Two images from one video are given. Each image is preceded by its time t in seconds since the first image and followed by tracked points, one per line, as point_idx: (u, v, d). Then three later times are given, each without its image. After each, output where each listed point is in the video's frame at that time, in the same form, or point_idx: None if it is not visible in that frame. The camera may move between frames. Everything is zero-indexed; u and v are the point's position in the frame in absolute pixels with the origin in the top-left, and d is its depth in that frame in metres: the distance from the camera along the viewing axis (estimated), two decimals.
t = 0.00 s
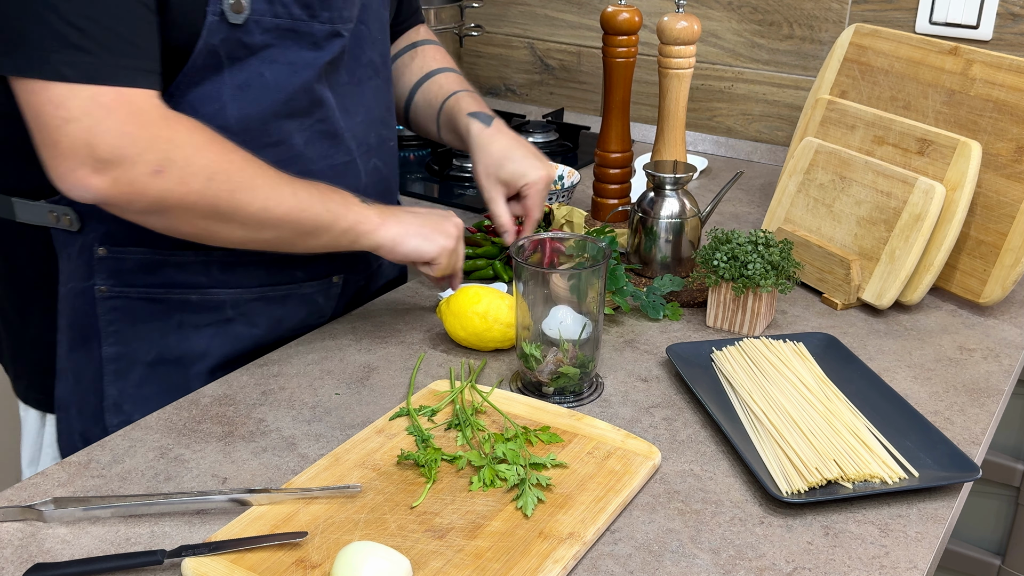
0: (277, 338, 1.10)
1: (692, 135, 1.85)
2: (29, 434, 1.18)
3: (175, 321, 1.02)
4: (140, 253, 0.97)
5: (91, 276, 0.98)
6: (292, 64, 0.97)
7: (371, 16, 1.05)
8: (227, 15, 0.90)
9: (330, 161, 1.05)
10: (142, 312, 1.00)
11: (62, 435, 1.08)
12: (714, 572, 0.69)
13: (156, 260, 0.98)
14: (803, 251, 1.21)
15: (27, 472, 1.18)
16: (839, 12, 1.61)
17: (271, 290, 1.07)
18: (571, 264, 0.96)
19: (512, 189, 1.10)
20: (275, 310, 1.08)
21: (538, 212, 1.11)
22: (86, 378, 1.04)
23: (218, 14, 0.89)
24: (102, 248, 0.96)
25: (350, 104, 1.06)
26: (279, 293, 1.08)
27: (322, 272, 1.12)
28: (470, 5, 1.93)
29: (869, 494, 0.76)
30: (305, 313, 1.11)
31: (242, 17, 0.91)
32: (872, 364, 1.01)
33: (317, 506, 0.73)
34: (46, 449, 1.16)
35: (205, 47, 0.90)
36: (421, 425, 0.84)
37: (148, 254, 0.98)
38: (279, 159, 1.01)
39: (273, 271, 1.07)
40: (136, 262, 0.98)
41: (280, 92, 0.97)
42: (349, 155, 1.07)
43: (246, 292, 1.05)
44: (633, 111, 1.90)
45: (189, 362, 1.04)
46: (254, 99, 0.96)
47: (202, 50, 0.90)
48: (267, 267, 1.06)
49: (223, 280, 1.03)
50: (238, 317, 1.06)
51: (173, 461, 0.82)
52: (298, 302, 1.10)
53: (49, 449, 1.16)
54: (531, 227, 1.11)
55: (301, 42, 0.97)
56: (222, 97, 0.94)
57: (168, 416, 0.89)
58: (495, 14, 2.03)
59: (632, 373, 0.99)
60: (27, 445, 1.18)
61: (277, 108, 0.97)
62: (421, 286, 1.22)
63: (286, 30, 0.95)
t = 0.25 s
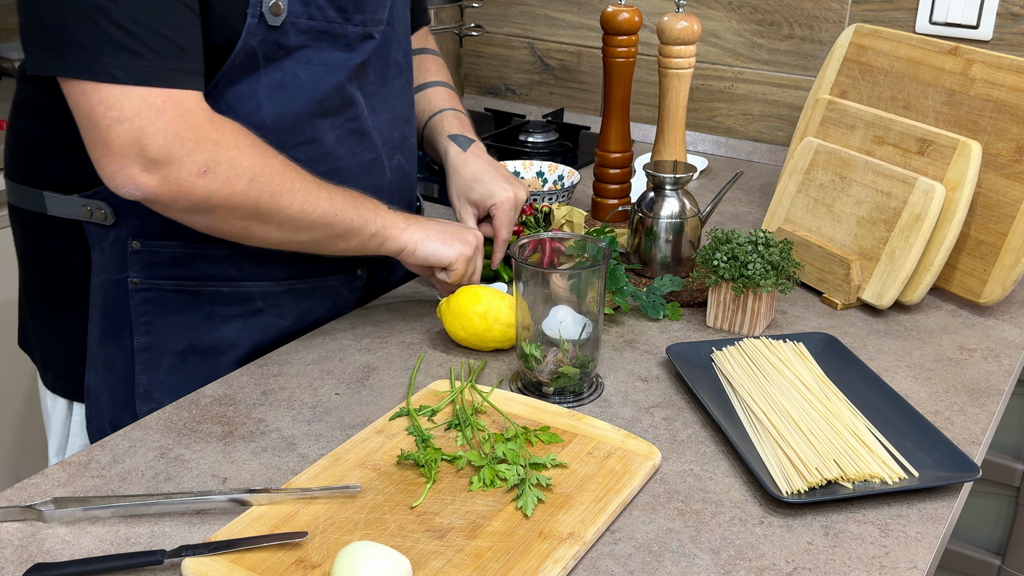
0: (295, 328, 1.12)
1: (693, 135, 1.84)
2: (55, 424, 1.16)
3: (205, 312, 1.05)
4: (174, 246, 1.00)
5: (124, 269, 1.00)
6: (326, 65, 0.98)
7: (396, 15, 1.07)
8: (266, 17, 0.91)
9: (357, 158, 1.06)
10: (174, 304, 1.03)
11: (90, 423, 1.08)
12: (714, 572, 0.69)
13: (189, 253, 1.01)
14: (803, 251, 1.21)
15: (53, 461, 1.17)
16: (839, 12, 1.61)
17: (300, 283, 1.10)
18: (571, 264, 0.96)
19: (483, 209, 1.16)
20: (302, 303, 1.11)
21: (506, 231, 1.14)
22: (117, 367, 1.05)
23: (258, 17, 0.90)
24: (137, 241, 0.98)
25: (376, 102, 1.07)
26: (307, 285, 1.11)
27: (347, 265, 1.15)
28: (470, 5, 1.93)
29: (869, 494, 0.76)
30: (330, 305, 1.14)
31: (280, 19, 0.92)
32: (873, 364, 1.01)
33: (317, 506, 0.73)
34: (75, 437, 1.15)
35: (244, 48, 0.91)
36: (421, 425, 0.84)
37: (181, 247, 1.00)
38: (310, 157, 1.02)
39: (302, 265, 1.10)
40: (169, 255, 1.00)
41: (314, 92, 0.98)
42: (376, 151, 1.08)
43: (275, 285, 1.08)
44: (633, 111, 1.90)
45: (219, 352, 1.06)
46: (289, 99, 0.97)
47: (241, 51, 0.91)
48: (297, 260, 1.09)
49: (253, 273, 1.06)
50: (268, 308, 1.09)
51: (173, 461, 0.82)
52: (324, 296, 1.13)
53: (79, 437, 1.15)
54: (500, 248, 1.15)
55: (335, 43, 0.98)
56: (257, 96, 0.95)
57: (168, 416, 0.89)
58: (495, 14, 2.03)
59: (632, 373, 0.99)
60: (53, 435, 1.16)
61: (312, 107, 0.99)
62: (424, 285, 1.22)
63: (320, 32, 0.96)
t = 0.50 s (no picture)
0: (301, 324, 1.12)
1: (693, 135, 1.84)
2: (66, 415, 1.18)
3: (213, 306, 1.05)
4: (183, 240, 1.00)
5: (134, 262, 1.00)
6: (334, 61, 0.98)
7: (407, 14, 1.07)
8: (275, 13, 0.91)
9: (365, 154, 1.07)
10: (183, 297, 1.03)
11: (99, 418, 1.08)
12: (714, 572, 0.69)
13: (197, 248, 1.01)
14: (803, 251, 1.21)
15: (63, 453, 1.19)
16: (838, 11, 1.61)
17: (307, 278, 1.10)
18: (571, 264, 0.96)
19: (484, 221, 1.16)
20: (309, 299, 1.11)
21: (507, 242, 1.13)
22: (126, 360, 1.05)
23: (266, 12, 0.90)
24: (147, 234, 0.99)
25: (385, 99, 1.07)
26: (314, 281, 1.11)
27: (356, 261, 1.15)
28: (470, 5, 1.93)
29: (869, 494, 0.76)
30: (338, 300, 1.14)
31: (289, 15, 0.92)
32: (873, 364, 1.01)
33: (317, 506, 0.73)
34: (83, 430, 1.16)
35: (253, 44, 0.92)
36: (421, 425, 0.84)
37: (190, 241, 1.01)
38: (319, 153, 1.02)
39: (310, 260, 1.10)
40: (178, 249, 1.01)
41: (323, 88, 0.98)
42: (384, 148, 1.08)
43: (283, 280, 1.08)
44: (633, 111, 1.90)
45: (227, 346, 1.07)
46: (298, 94, 0.97)
47: (250, 46, 0.91)
48: (305, 255, 1.09)
49: (260, 268, 1.06)
50: (275, 303, 1.09)
51: (173, 461, 0.82)
52: (331, 291, 1.13)
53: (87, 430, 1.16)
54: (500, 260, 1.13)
55: (343, 40, 0.98)
56: (266, 91, 0.95)
57: (168, 416, 0.89)
58: (495, 14, 2.03)
59: (632, 373, 0.99)
60: (64, 426, 1.18)
61: (320, 103, 0.99)
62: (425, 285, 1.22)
63: (329, 28, 0.96)
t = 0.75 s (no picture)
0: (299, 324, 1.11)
1: (692, 135, 1.85)
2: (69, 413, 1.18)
3: (215, 305, 1.05)
4: (183, 239, 1.00)
5: (135, 261, 1.00)
6: (330, 57, 0.98)
7: (412, 15, 1.09)
8: (266, 8, 0.91)
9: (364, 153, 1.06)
10: (183, 297, 1.03)
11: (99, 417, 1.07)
12: (714, 572, 0.69)
13: (197, 247, 1.01)
14: (803, 251, 1.21)
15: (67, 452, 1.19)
16: (839, 12, 1.61)
17: (307, 278, 1.10)
18: (571, 264, 0.96)
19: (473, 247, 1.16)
20: (310, 298, 1.11)
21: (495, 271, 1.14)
22: (127, 360, 1.05)
23: (258, 8, 0.91)
24: (147, 234, 0.99)
25: (385, 99, 1.08)
26: (315, 280, 1.10)
27: (356, 261, 1.14)
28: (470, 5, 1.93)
29: (869, 494, 0.76)
30: (338, 301, 1.14)
31: (281, 10, 0.92)
32: (873, 364, 1.01)
33: (317, 506, 0.73)
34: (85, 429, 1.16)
35: (247, 40, 0.91)
36: (421, 425, 0.84)
37: (190, 240, 1.01)
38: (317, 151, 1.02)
39: (310, 260, 1.09)
40: (178, 248, 1.01)
41: (319, 86, 0.98)
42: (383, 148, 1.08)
43: (283, 280, 1.08)
44: (633, 111, 1.90)
45: (227, 346, 1.07)
46: (295, 92, 0.97)
47: (243, 43, 0.91)
48: (305, 254, 1.09)
49: (260, 267, 1.06)
50: (275, 303, 1.08)
51: (173, 461, 0.82)
52: (332, 290, 1.13)
53: (89, 430, 1.15)
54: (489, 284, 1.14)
55: (338, 34, 0.97)
56: (263, 90, 0.95)
57: (168, 416, 0.89)
58: (495, 14, 2.03)
59: (632, 373, 0.99)
60: (67, 423, 1.18)
61: (317, 101, 0.99)
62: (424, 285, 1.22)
63: (324, 24, 0.96)
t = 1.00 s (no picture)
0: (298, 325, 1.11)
1: (692, 135, 1.85)
2: (61, 412, 1.18)
3: (204, 305, 1.05)
4: (171, 238, 1.00)
5: (124, 260, 1.01)
6: (319, 54, 0.98)
7: (404, 15, 1.09)
8: (254, 4, 0.92)
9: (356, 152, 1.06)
10: (172, 296, 1.03)
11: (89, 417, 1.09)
12: (714, 572, 0.69)
13: (186, 245, 1.01)
14: (803, 251, 1.21)
15: (62, 451, 1.19)
16: (838, 12, 1.61)
17: (297, 278, 1.08)
18: (571, 264, 0.96)
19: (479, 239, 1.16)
20: (300, 298, 1.10)
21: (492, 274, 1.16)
22: (116, 359, 1.05)
23: (245, 3, 0.91)
24: (135, 232, 0.99)
25: (376, 98, 1.08)
26: (304, 281, 1.09)
27: (347, 262, 1.12)
28: (470, 5, 1.93)
29: (869, 494, 0.76)
30: (328, 303, 1.12)
31: (268, 6, 0.92)
32: (873, 364, 1.01)
33: (317, 506, 0.73)
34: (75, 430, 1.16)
35: (234, 36, 0.92)
36: (421, 425, 0.84)
37: (179, 238, 1.00)
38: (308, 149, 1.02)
39: (300, 260, 1.08)
40: (167, 247, 1.00)
41: (307, 83, 0.98)
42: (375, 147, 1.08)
43: (272, 280, 1.06)
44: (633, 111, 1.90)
45: (216, 346, 1.06)
46: (284, 89, 0.97)
47: (231, 38, 0.92)
48: (294, 254, 1.07)
49: (249, 266, 1.05)
50: (264, 304, 1.07)
51: (173, 461, 0.82)
52: (322, 291, 1.11)
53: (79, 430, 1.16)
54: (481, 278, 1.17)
55: (328, 31, 0.97)
56: (252, 87, 0.96)
57: (168, 416, 0.89)
58: (495, 14, 2.03)
59: (632, 373, 0.99)
60: (60, 423, 1.19)
61: (305, 99, 0.99)
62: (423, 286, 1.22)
63: (313, 20, 0.96)
